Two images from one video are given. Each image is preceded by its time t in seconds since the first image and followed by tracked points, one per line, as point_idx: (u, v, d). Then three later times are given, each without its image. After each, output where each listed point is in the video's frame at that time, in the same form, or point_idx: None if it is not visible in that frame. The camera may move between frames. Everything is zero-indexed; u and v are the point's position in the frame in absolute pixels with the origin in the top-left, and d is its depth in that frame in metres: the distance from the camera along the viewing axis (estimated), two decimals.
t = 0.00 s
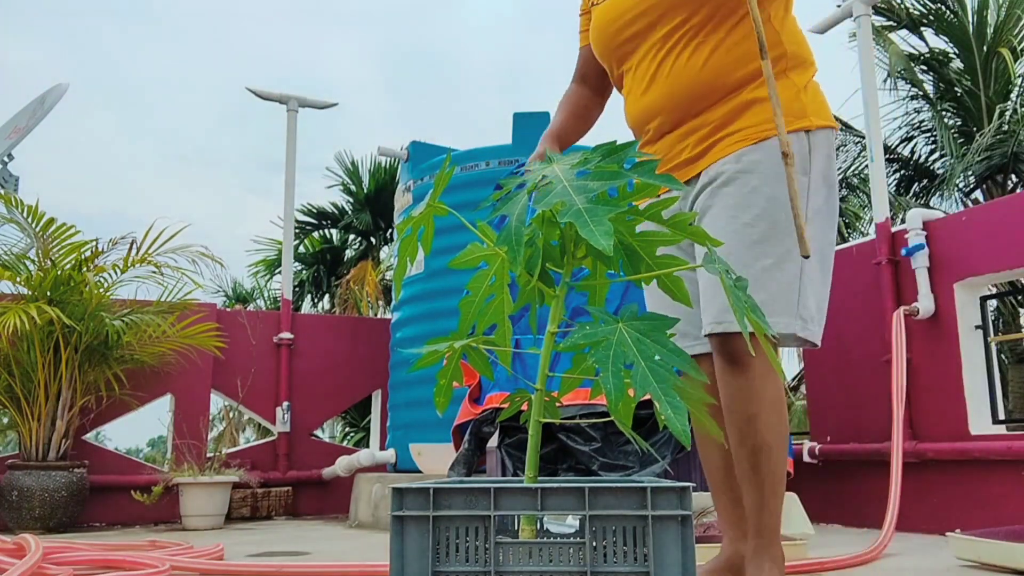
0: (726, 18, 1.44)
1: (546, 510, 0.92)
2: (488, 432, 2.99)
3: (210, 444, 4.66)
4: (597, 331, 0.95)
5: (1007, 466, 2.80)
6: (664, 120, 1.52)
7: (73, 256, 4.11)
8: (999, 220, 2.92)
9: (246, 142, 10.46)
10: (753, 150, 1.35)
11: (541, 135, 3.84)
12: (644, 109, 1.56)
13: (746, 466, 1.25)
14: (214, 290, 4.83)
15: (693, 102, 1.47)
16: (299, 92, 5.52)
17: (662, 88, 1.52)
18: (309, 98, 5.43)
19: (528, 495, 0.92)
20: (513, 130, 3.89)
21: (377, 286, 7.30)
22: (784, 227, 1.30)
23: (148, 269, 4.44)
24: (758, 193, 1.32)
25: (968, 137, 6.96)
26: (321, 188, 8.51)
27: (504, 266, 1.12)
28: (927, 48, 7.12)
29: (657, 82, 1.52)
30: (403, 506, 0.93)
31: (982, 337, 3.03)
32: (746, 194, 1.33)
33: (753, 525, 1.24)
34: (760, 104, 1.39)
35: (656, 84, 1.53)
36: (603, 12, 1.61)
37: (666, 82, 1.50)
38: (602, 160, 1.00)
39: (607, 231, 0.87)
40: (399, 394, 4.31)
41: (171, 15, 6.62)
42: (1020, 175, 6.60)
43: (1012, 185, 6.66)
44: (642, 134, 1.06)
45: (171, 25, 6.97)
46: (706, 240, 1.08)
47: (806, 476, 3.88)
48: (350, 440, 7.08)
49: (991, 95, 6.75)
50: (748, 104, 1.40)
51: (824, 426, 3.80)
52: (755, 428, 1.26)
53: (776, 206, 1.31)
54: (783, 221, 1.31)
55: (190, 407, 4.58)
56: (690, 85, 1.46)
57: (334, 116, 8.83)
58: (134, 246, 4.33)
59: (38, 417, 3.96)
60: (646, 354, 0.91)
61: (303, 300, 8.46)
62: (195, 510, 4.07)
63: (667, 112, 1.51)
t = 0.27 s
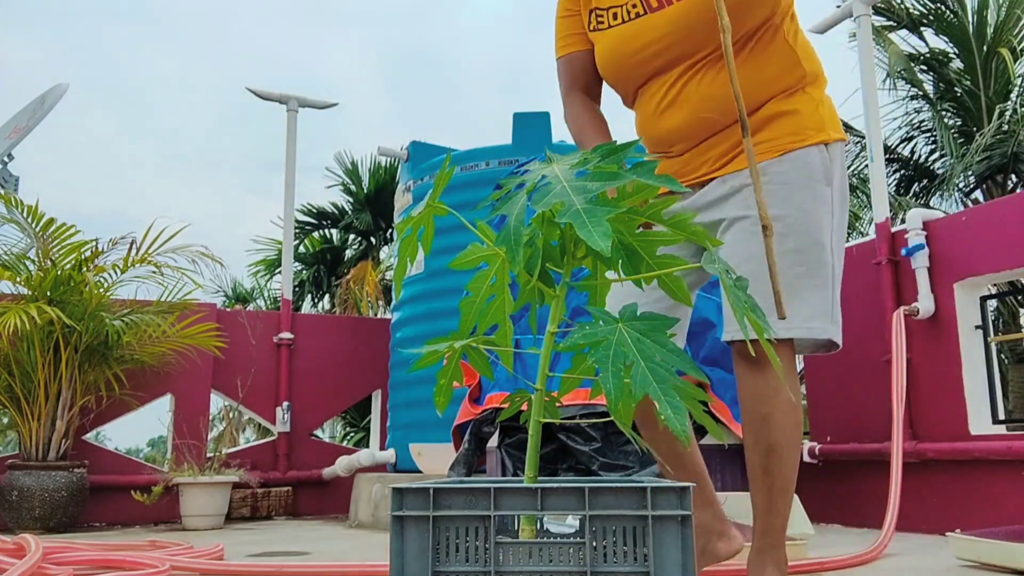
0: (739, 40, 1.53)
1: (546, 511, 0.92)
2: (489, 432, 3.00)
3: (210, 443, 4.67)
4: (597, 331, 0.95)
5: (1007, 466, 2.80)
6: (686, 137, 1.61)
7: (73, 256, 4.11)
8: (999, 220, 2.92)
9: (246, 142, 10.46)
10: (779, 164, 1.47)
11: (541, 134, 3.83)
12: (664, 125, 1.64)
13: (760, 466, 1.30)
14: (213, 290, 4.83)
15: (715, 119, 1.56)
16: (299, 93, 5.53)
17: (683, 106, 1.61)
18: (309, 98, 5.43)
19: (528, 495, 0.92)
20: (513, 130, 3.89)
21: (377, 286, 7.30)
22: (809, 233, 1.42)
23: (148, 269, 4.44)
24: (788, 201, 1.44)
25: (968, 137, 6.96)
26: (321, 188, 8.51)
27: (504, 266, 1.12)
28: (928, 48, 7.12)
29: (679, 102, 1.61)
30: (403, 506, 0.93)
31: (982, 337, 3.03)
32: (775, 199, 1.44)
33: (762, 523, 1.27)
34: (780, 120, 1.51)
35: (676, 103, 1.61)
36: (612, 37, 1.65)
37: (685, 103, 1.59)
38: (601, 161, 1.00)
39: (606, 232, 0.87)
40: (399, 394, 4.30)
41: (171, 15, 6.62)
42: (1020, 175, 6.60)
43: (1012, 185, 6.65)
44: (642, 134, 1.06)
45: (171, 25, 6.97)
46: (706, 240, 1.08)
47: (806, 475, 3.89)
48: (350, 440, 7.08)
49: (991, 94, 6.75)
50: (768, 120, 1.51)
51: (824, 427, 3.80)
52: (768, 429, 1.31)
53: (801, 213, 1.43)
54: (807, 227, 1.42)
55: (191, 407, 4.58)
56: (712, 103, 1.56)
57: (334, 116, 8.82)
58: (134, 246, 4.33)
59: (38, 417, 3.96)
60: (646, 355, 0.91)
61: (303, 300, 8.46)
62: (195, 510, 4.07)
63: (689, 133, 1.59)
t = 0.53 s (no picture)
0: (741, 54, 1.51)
1: (546, 510, 0.92)
2: (489, 432, 3.00)
3: (210, 443, 4.67)
4: (598, 331, 0.95)
5: (1007, 466, 2.80)
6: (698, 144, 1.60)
7: (73, 256, 4.11)
8: (999, 220, 2.92)
9: (246, 142, 10.46)
10: (792, 167, 1.48)
11: (541, 135, 3.82)
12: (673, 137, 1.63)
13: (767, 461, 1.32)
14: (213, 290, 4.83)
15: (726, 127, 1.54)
16: (299, 93, 5.52)
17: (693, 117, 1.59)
18: (309, 98, 5.43)
19: (528, 495, 0.92)
20: (513, 130, 3.89)
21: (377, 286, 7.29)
22: (818, 231, 1.46)
23: (148, 269, 4.44)
24: (800, 203, 1.46)
25: (968, 137, 6.96)
26: (321, 188, 8.52)
27: (504, 266, 1.12)
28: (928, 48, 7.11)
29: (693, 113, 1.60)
30: (403, 506, 0.93)
31: (982, 337, 3.03)
32: (788, 203, 1.46)
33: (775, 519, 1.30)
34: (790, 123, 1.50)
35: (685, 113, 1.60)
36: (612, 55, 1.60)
37: (702, 113, 1.59)
38: (601, 160, 1.00)
39: (607, 232, 0.87)
40: (399, 394, 4.30)
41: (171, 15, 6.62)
42: (1020, 175, 6.59)
43: (1012, 185, 6.65)
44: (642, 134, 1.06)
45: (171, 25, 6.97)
46: (705, 240, 1.09)
47: (806, 476, 3.89)
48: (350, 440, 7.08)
49: (991, 94, 6.75)
50: (779, 128, 1.51)
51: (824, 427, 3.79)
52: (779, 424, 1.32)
53: (813, 214, 1.46)
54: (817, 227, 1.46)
55: (191, 407, 4.58)
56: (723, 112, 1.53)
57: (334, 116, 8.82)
58: (134, 246, 4.33)
59: (38, 417, 3.96)
60: (646, 354, 0.91)
61: (303, 300, 8.45)
62: (195, 510, 4.07)
63: (704, 140, 1.60)
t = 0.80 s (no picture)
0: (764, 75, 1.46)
1: (546, 510, 0.92)
2: (489, 432, 3.00)
3: (210, 443, 4.67)
4: (597, 331, 0.95)
5: (1007, 466, 2.80)
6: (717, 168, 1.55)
7: (73, 256, 4.11)
8: (999, 219, 2.92)
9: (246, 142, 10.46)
10: (813, 166, 1.46)
11: (541, 135, 3.82)
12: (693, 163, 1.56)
13: (857, 452, 1.28)
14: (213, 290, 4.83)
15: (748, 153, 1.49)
16: (299, 93, 5.52)
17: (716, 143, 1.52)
18: (310, 98, 5.42)
19: (528, 495, 0.91)
20: (512, 130, 3.88)
21: (377, 286, 7.29)
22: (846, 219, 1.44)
23: (148, 269, 4.44)
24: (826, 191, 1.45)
25: (968, 137, 6.96)
26: (321, 188, 8.52)
27: (504, 266, 1.12)
28: (928, 47, 7.11)
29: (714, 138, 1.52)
30: (403, 506, 0.93)
31: (982, 337, 3.03)
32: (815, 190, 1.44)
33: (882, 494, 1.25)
34: (807, 136, 1.48)
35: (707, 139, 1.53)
36: (630, 88, 1.52)
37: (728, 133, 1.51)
38: (601, 160, 1.00)
39: (606, 232, 0.87)
40: (399, 394, 4.31)
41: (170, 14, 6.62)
42: (1020, 176, 6.59)
43: (1012, 185, 6.64)
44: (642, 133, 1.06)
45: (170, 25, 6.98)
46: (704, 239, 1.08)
47: (806, 476, 3.88)
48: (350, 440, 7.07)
49: (991, 95, 6.75)
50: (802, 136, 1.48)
51: (824, 427, 3.80)
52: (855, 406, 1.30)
53: (838, 201, 1.44)
54: (844, 213, 1.45)
55: (192, 406, 4.58)
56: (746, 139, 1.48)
57: (334, 116, 8.83)
58: (134, 246, 4.33)
59: (38, 417, 3.96)
60: (646, 354, 0.91)
61: (303, 300, 8.45)
62: (195, 510, 4.07)
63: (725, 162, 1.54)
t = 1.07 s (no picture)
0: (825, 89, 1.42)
1: (546, 510, 0.91)
2: (489, 432, 3.00)
3: (210, 443, 4.67)
4: (596, 330, 0.95)
5: (1006, 466, 2.80)
6: (792, 184, 1.55)
7: (73, 256, 4.10)
8: (998, 219, 2.93)
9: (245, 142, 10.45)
10: (886, 166, 1.45)
11: (541, 135, 3.82)
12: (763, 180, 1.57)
13: (889, 463, 1.32)
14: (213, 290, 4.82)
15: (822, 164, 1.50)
16: (299, 93, 5.51)
17: (786, 161, 1.51)
18: (310, 98, 5.42)
19: (528, 495, 0.91)
20: (513, 130, 3.88)
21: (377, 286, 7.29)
22: (916, 225, 1.42)
23: (148, 269, 4.44)
24: (896, 196, 1.43)
25: (968, 137, 6.95)
26: (321, 188, 8.52)
27: (505, 266, 1.12)
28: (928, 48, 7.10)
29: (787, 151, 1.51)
30: (403, 506, 0.93)
31: (982, 337, 3.02)
32: (883, 195, 1.43)
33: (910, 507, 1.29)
34: (880, 134, 1.48)
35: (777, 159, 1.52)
36: (697, 118, 1.52)
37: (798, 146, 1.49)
38: (599, 161, 1.01)
39: (602, 232, 0.87)
40: (399, 394, 4.31)
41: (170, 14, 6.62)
42: (1020, 175, 6.56)
43: (1012, 185, 6.62)
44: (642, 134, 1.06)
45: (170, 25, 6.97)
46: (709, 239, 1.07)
47: (806, 476, 3.89)
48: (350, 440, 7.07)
49: (991, 95, 6.75)
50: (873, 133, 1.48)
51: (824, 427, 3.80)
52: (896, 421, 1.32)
53: (909, 207, 1.42)
54: (914, 220, 1.42)
55: (192, 406, 4.59)
56: (820, 151, 1.49)
57: (333, 116, 8.83)
58: (134, 246, 4.33)
59: (38, 417, 3.96)
60: (644, 354, 0.92)
61: (303, 300, 8.44)
62: (195, 510, 4.07)
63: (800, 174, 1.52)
